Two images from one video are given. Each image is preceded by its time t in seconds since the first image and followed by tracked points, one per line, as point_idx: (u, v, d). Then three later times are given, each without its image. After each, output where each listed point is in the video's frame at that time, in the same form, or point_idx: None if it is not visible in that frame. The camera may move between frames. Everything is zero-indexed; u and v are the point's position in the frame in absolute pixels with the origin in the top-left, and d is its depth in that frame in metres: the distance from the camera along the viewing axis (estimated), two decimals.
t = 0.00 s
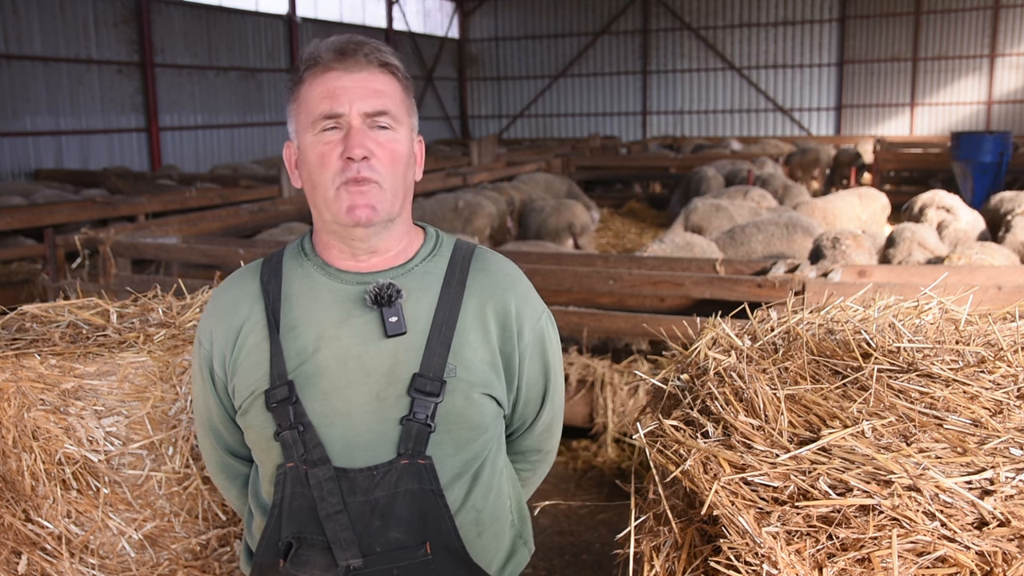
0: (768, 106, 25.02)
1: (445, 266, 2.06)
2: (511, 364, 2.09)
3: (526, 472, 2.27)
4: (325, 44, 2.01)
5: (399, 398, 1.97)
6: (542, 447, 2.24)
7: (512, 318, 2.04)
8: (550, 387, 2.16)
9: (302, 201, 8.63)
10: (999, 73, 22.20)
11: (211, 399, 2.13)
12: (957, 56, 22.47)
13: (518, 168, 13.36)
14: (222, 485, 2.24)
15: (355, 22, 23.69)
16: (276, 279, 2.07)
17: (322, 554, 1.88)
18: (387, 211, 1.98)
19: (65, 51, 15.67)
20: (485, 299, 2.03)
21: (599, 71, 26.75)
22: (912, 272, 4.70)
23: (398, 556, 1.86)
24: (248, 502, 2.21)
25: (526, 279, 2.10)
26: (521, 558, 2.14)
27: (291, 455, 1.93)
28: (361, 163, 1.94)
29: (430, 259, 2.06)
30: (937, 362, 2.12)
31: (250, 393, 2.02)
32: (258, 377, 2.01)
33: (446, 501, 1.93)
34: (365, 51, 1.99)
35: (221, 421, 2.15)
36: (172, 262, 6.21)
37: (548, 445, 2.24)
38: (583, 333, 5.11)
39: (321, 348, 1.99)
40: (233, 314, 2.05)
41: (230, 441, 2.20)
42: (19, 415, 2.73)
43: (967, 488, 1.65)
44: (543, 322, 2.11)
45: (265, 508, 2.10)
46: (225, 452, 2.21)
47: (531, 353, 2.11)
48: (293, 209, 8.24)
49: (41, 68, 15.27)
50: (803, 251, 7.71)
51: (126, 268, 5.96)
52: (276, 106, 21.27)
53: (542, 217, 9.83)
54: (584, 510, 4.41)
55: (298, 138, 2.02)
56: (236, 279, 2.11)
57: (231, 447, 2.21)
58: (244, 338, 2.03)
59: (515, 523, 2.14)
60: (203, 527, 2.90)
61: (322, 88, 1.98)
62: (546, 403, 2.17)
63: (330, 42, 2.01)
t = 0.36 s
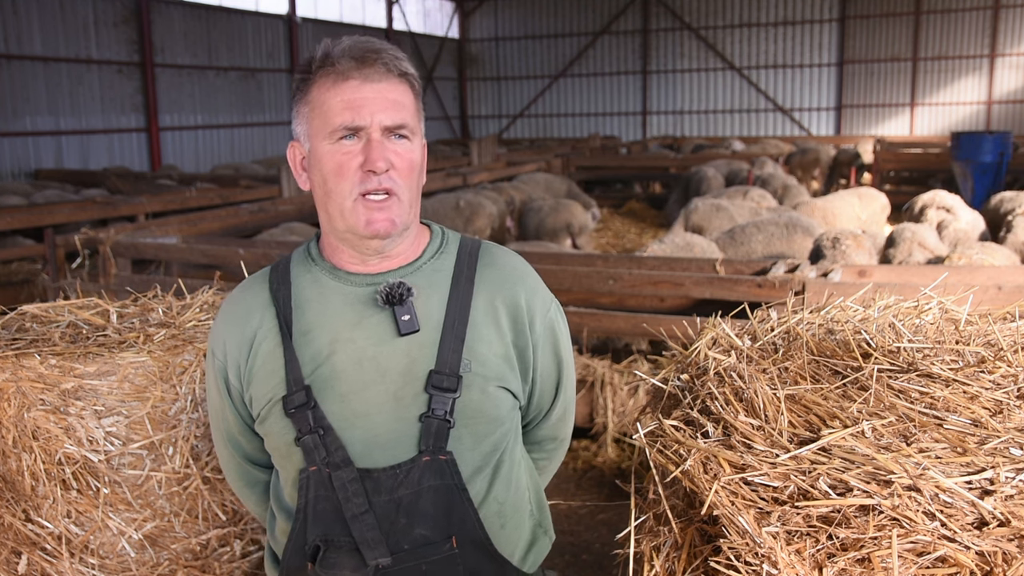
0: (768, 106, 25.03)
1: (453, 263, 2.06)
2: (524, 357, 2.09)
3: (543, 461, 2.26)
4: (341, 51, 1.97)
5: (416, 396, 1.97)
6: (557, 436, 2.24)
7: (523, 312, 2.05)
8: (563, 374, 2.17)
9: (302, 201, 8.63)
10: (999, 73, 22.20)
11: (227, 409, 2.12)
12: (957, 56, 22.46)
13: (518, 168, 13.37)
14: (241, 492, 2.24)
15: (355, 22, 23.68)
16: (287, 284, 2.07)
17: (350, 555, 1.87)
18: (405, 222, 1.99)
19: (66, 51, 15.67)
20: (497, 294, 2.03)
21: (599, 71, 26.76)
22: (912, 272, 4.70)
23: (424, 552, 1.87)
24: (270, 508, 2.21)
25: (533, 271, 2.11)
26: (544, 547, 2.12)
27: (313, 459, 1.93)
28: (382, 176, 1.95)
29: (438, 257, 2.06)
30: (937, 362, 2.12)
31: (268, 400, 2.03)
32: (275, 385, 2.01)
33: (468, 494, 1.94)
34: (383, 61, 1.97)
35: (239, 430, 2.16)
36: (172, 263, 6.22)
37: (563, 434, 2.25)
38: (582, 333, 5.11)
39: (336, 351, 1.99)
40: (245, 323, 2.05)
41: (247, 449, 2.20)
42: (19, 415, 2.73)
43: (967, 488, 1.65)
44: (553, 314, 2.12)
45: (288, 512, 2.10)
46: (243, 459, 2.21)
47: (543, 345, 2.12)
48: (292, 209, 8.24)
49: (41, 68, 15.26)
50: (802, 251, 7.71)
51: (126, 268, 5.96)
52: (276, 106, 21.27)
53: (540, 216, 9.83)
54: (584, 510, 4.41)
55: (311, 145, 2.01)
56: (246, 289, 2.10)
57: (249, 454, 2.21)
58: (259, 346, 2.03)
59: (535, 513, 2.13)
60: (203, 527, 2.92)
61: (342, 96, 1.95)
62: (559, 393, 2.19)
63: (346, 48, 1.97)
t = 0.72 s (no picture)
0: (768, 106, 25.03)
1: (457, 267, 2.06)
2: (525, 363, 2.10)
3: (535, 464, 2.27)
4: (359, 47, 1.97)
5: (414, 398, 1.97)
6: (553, 440, 2.25)
7: (525, 319, 2.05)
8: (562, 382, 2.17)
9: (302, 201, 8.64)
10: (999, 73, 22.20)
11: (225, 399, 2.12)
12: (957, 56, 22.46)
13: (518, 168, 13.37)
14: (234, 481, 2.25)
15: (355, 22, 23.68)
16: (289, 280, 2.07)
17: (339, 553, 1.89)
18: (413, 222, 2.00)
19: (65, 51, 15.67)
20: (499, 300, 2.03)
21: (599, 71, 26.76)
22: (912, 272, 4.70)
23: (414, 554, 1.88)
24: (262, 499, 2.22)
25: (537, 278, 2.11)
26: (532, 551, 2.13)
27: (308, 456, 1.93)
28: (394, 173, 1.95)
29: (444, 259, 2.06)
30: (937, 362, 2.12)
31: (265, 394, 2.03)
32: (273, 379, 2.01)
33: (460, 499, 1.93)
34: (400, 59, 1.98)
35: (234, 420, 2.16)
36: (172, 263, 6.22)
37: (558, 439, 2.25)
38: (582, 333, 5.11)
39: (336, 350, 1.99)
40: (246, 316, 2.05)
41: (242, 440, 2.20)
42: (19, 415, 2.73)
43: (967, 488, 1.65)
44: (555, 320, 2.12)
45: (281, 507, 2.11)
46: (238, 449, 2.21)
47: (544, 352, 2.12)
48: (292, 209, 8.24)
49: (41, 68, 15.26)
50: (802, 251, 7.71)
51: (126, 268, 5.96)
52: (276, 106, 21.25)
53: (539, 216, 9.83)
54: (584, 510, 4.41)
55: (324, 139, 2.00)
56: (248, 281, 2.10)
57: (244, 444, 2.22)
58: (259, 340, 2.03)
59: (525, 517, 2.13)
60: (204, 527, 2.92)
61: (356, 92, 1.95)
62: (558, 400, 2.19)
63: (364, 45, 1.97)
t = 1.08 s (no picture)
0: (768, 106, 25.02)
1: (456, 271, 2.06)
2: (518, 369, 2.10)
3: (527, 469, 2.27)
4: (396, 48, 1.98)
5: (408, 400, 1.98)
6: (544, 447, 2.25)
7: (521, 325, 2.05)
8: (555, 392, 2.17)
9: (302, 201, 8.64)
10: (999, 73, 22.21)
11: (219, 390, 2.12)
12: (957, 56, 22.47)
13: (518, 168, 13.38)
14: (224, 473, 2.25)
15: (355, 22, 23.66)
16: (287, 275, 2.06)
17: (326, 552, 1.88)
18: (422, 227, 2.01)
19: (65, 51, 15.67)
20: (495, 304, 2.04)
21: (599, 71, 26.76)
22: (912, 272, 4.70)
23: (401, 556, 1.87)
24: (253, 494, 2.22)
25: (535, 284, 2.11)
26: (522, 555, 2.13)
27: (298, 453, 1.93)
28: (414, 176, 1.97)
29: (443, 262, 2.07)
30: (937, 362, 2.12)
31: (259, 388, 2.02)
32: (268, 374, 2.01)
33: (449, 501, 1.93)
34: (435, 68, 2.00)
35: (227, 411, 2.15)
36: (172, 263, 6.22)
37: (550, 445, 2.25)
38: (582, 333, 5.11)
39: (331, 348, 1.99)
40: (245, 309, 2.05)
41: (236, 432, 2.20)
42: (19, 415, 2.73)
43: (967, 488, 1.65)
44: (551, 328, 2.13)
45: (271, 503, 2.10)
46: (231, 442, 2.21)
47: (539, 359, 2.12)
48: (293, 209, 8.25)
49: (41, 68, 15.26)
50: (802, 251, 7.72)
51: (126, 268, 5.96)
52: (276, 106, 21.25)
53: (538, 216, 9.83)
54: (584, 510, 4.41)
55: (346, 131, 2.00)
56: (248, 273, 2.10)
57: (237, 437, 2.21)
58: (255, 333, 2.03)
59: (515, 521, 2.14)
60: (204, 527, 2.92)
61: (386, 90, 1.96)
62: (549, 409, 2.19)
63: (401, 46, 1.98)
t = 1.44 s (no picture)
0: (768, 106, 25.02)
1: (469, 266, 2.06)
2: (534, 363, 2.09)
3: (545, 462, 2.27)
4: (337, 52, 1.97)
5: (425, 398, 1.97)
6: (562, 440, 2.25)
7: (535, 319, 2.05)
8: (570, 382, 2.16)
9: (302, 201, 8.63)
10: (999, 73, 22.20)
11: (237, 395, 2.13)
12: (957, 56, 22.46)
13: (518, 168, 13.38)
14: (246, 478, 2.26)
15: (355, 22, 23.65)
16: (301, 278, 2.07)
17: (351, 551, 1.90)
18: (409, 219, 1.98)
19: (65, 51, 15.67)
20: (509, 299, 2.03)
21: (599, 71, 26.76)
22: (912, 272, 4.70)
23: (425, 552, 1.89)
24: (275, 496, 2.23)
25: (547, 277, 2.10)
26: (544, 548, 2.13)
27: (319, 454, 1.93)
28: (382, 172, 1.94)
29: (455, 258, 2.06)
30: (936, 362, 2.12)
31: (277, 391, 2.03)
32: (285, 377, 2.02)
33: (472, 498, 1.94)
34: (379, 58, 1.96)
35: (247, 416, 2.17)
36: (172, 263, 6.22)
37: (567, 438, 2.25)
38: (583, 333, 5.11)
39: (348, 348, 2.00)
40: (259, 313, 2.06)
41: (255, 437, 2.22)
42: (19, 415, 2.72)
43: (966, 488, 1.65)
44: (566, 321, 2.12)
45: (292, 505, 2.11)
46: (252, 446, 2.22)
47: (554, 353, 2.12)
48: (292, 209, 8.25)
49: (41, 68, 15.27)
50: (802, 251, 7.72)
51: (126, 268, 5.96)
52: (276, 106, 21.25)
53: (538, 216, 9.83)
54: (584, 510, 4.41)
55: (317, 148, 2.01)
56: (261, 278, 2.10)
57: (257, 442, 2.22)
58: (271, 337, 2.04)
59: (536, 515, 2.13)
60: (203, 527, 2.96)
61: (336, 97, 1.96)
62: (566, 401, 2.19)
63: (341, 49, 1.97)
